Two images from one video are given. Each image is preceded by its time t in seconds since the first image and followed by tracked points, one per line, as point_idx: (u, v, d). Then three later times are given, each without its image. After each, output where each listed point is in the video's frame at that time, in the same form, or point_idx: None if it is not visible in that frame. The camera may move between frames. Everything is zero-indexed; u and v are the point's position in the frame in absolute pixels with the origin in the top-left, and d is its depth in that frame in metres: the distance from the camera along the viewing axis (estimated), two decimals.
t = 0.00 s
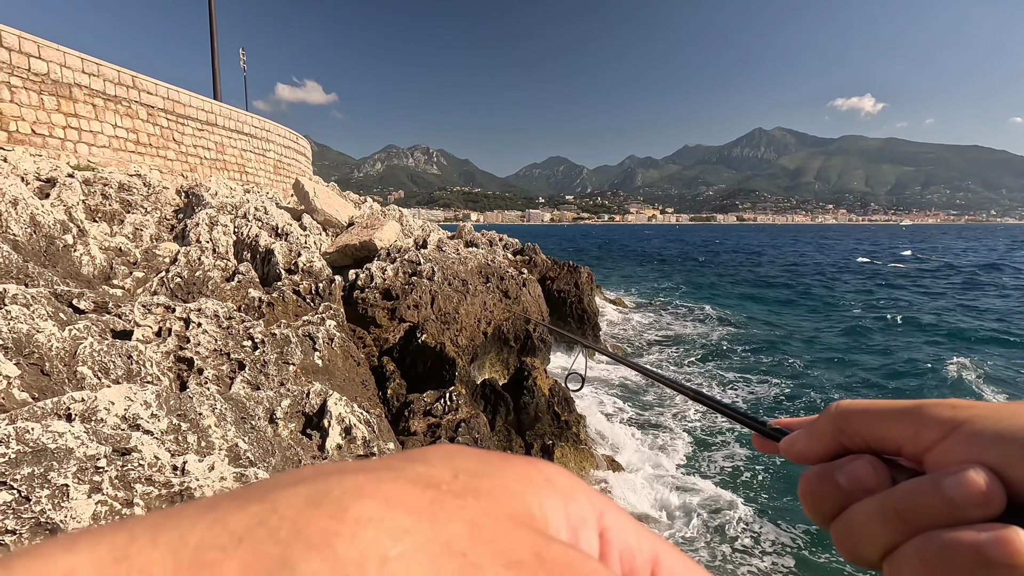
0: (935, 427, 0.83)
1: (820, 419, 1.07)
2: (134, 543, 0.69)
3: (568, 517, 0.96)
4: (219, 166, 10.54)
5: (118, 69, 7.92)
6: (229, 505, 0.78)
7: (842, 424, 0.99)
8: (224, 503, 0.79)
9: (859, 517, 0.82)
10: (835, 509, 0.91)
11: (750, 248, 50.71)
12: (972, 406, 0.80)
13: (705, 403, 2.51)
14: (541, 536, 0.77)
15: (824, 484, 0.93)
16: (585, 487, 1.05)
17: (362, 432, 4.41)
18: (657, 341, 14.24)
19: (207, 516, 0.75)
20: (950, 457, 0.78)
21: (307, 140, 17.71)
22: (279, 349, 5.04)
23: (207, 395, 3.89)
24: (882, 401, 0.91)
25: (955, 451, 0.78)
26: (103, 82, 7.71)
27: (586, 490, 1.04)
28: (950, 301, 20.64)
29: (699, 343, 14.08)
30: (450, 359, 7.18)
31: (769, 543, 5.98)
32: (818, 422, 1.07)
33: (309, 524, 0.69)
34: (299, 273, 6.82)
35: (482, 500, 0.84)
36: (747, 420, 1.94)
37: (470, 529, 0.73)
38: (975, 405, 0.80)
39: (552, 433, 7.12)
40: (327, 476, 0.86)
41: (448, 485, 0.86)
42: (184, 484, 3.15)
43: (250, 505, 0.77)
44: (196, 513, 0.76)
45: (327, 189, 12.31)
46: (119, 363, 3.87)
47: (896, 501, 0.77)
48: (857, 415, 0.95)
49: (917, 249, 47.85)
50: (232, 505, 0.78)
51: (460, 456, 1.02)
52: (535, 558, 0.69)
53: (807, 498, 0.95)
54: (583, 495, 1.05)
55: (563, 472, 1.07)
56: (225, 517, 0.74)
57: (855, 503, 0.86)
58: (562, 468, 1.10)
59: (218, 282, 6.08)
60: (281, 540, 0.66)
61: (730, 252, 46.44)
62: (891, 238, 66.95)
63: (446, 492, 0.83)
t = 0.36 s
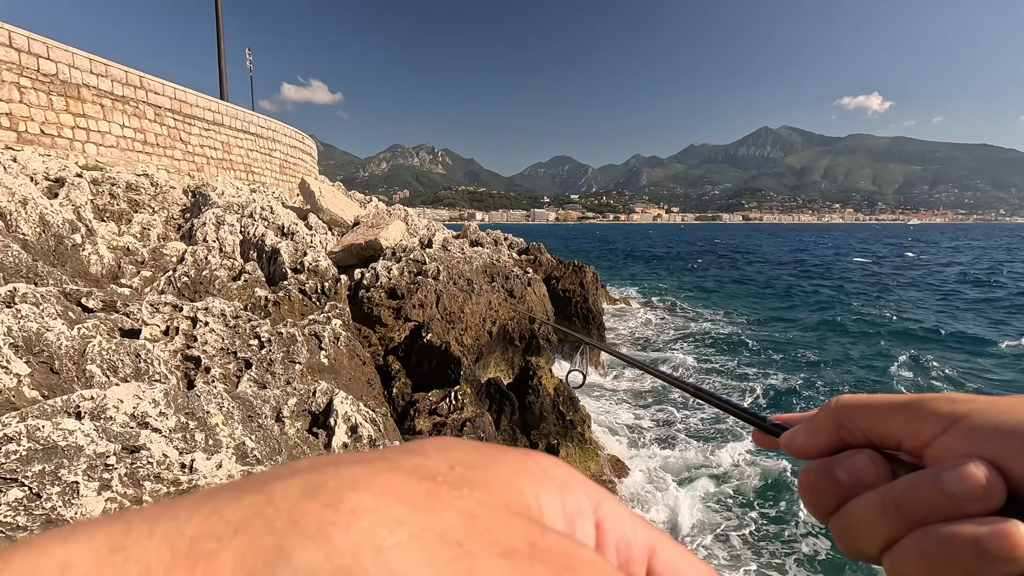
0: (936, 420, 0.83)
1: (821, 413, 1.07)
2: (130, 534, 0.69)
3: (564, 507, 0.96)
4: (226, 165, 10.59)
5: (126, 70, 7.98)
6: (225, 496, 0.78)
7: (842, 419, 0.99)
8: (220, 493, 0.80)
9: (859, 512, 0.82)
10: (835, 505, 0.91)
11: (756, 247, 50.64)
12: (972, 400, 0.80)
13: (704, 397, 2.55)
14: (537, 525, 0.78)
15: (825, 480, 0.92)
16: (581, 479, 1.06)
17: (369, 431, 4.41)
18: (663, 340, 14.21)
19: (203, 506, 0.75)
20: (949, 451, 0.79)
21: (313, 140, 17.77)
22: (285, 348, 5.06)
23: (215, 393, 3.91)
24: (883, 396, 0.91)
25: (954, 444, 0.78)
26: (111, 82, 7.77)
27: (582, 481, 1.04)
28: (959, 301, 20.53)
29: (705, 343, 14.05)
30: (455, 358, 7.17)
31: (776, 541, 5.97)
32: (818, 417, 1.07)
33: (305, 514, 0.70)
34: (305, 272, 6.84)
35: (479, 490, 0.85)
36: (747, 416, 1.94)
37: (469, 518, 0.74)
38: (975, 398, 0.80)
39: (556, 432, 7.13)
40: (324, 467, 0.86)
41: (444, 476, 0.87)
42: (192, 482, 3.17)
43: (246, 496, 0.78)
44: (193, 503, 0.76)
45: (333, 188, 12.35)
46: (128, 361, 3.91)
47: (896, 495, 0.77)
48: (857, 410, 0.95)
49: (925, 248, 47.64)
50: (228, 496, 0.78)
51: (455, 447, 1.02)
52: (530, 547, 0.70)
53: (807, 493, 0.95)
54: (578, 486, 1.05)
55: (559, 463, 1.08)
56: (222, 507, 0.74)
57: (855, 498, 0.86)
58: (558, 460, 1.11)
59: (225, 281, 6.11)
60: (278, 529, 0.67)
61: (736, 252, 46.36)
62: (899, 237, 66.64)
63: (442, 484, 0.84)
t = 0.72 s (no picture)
0: (941, 417, 0.82)
1: (826, 412, 1.06)
2: (133, 529, 0.70)
3: (565, 503, 0.97)
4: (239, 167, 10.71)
5: (143, 73, 8.10)
6: (227, 492, 0.79)
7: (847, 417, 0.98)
8: (222, 489, 0.81)
9: (864, 510, 0.82)
10: (839, 503, 0.91)
11: (769, 249, 50.16)
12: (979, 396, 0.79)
13: (710, 396, 2.54)
14: (536, 521, 0.78)
15: (829, 478, 0.92)
16: (582, 475, 1.06)
17: (380, 431, 4.42)
18: (674, 342, 14.12)
19: (205, 503, 0.76)
20: (955, 449, 0.78)
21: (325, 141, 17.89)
22: (298, 348, 5.11)
23: (228, 393, 3.95)
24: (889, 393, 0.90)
25: (960, 443, 0.77)
26: (127, 86, 7.90)
27: (583, 478, 1.05)
28: (975, 303, 20.23)
29: (716, 345, 13.95)
30: (465, 359, 7.21)
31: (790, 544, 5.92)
32: (823, 415, 1.06)
33: (305, 510, 0.71)
34: (317, 273, 6.89)
35: (478, 486, 0.85)
36: (751, 415, 1.93)
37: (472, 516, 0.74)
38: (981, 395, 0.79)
39: (567, 434, 7.11)
40: (325, 464, 0.87)
41: (444, 473, 0.88)
42: (207, 480, 3.21)
43: (248, 492, 0.79)
44: (195, 499, 0.77)
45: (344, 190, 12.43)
46: (143, 361, 3.96)
47: (901, 493, 0.76)
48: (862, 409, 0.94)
49: (942, 249, 46.93)
50: (229, 492, 0.79)
51: (456, 444, 1.03)
52: (531, 542, 0.70)
53: (812, 492, 0.94)
54: (579, 482, 1.05)
55: (559, 460, 1.08)
56: (223, 503, 0.75)
57: (859, 497, 0.85)
58: (559, 457, 1.11)
59: (238, 282, 6.17)
60: (278, 524, 0.67)
61: (748, 253, 46.00)
62: (915, 238, 65.72)
63: (441, 480, 0.84)
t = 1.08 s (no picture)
0: (974, 429, 0.78)
1: (855, 423, 1.03)
2: (160, 527, 0.72)
3: (583, 509, 0.96)
4: (270, 171, 10.96)
5: (179, 81, 8.37)
6: (251, 492, 0.81)
7: (877, 428, 0.96)
8: (245, 489, 0.83)
9: (896, 526, 0.80)
10: (870, 517, 0.89)
11: (798, 252, 49.14)
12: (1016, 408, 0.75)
13: (736, 405, 2.48)
14: (554, 527, 0.78)
15: (858, 490, 0.91)
16: (602, 482, 1.05)
17: (405, 432, 4.46)
18: (700, 348, 13.92)
19: (229, 504, 0.78)
20: (991, 463, 0.74)
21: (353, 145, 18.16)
22: (325, 349, 5.20)
23: (259, 392, 4.04)
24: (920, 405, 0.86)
25: (996, 456, 0.73)
26: (164, 93, 8.17)
27: (603, 485, 1.04)
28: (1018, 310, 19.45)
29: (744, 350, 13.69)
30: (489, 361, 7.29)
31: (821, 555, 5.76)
32: (852, 426, 1.03)
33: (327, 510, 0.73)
34: (344, 275, 6.98)
35: (496, 491, 0.85)
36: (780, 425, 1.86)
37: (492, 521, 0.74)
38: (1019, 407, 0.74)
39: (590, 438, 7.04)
40: (345, 466, 0.89)
41: (462, 477, 0.88)
42: (237, 477, 3.28)
43: (271, 492, 0.80)
44: (219, 499, 0.79)
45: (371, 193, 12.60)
46: (177, 359, 4.07)
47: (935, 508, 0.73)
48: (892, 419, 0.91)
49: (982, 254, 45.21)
50: (253, 492, 0.80)
51: (474, 448, 1.03)
52: (548, 548, 0.69)
53: (841, 504, 0.94)
54: (598, 488, 1.05)
55: (578, 465, 1.07)
56: (247, 504, 0.77)
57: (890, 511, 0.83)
58: (578, 462, 1.11)
59: (268, 283, 6.31)
60: (300, 526, 0.68)
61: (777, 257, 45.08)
62: (953, 242, 63.53)
63: (460, 484, 0.85)
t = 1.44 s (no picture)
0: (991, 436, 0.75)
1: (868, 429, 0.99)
2: (189, 522, 0.72)
3: (598, 496, 0.94)
4: (289, 172, 11.10)
5: (201, 84, 8.54)
6: (275, 485, 0.81)
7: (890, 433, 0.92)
8: (269, 482, 0.83)
9: (907, 529, 0.77)
10: (881, 522, 0.86)
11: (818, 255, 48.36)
12: None
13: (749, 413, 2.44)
14: (575, 516, 0.77)
15: (871, 495, 0.87)
16: (616, 469, 1.04)
17: (422, 432, 4.50)
18: (717, 351, 13.77)
19: (253, 498, 0.77)
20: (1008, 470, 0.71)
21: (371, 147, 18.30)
22: (343, 349, 5.25)
23: (279, 391, 4.08)
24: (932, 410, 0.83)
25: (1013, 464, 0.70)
26: (188, 96, 8.34)
27: (617, 472, 1.03)
28: None
29: (762, 354, 13.52)
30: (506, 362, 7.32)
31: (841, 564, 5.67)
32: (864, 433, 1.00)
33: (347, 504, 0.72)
34: (362, 275, 7.03)
35: (518, 479, 0.85)
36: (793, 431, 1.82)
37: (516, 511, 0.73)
38: None
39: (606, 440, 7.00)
40: (368, 458, 0.89)
41: (483, 466, 0.87)
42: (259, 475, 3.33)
43: (295, 487, 0.80)
44: (244, 493, 0.80)
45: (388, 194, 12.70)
46: (200, 359, 4.14)
47: (946, 510, 0.71)
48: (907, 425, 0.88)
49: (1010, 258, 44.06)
50: (277, 486, 0.81)
51: (492, 438, 1.02)
52: (572, 537, 0.69)
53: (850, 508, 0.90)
54: (611, 475, 1.03)
55: (590, 453, 1.05)
56: (272, 497, 0.77)
57: (902, 516, 0.81)
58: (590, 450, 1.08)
59: (287, 283, 6.39)
60: (328, 520, 0.68)
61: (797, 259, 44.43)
62: (980, 245, 62.00)
63: (481, 474, 0.84)
